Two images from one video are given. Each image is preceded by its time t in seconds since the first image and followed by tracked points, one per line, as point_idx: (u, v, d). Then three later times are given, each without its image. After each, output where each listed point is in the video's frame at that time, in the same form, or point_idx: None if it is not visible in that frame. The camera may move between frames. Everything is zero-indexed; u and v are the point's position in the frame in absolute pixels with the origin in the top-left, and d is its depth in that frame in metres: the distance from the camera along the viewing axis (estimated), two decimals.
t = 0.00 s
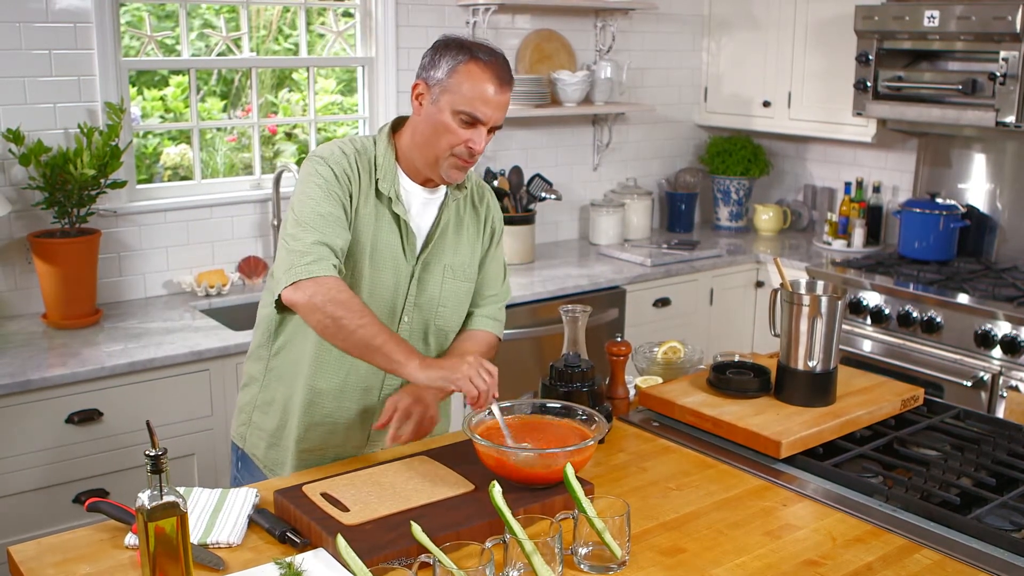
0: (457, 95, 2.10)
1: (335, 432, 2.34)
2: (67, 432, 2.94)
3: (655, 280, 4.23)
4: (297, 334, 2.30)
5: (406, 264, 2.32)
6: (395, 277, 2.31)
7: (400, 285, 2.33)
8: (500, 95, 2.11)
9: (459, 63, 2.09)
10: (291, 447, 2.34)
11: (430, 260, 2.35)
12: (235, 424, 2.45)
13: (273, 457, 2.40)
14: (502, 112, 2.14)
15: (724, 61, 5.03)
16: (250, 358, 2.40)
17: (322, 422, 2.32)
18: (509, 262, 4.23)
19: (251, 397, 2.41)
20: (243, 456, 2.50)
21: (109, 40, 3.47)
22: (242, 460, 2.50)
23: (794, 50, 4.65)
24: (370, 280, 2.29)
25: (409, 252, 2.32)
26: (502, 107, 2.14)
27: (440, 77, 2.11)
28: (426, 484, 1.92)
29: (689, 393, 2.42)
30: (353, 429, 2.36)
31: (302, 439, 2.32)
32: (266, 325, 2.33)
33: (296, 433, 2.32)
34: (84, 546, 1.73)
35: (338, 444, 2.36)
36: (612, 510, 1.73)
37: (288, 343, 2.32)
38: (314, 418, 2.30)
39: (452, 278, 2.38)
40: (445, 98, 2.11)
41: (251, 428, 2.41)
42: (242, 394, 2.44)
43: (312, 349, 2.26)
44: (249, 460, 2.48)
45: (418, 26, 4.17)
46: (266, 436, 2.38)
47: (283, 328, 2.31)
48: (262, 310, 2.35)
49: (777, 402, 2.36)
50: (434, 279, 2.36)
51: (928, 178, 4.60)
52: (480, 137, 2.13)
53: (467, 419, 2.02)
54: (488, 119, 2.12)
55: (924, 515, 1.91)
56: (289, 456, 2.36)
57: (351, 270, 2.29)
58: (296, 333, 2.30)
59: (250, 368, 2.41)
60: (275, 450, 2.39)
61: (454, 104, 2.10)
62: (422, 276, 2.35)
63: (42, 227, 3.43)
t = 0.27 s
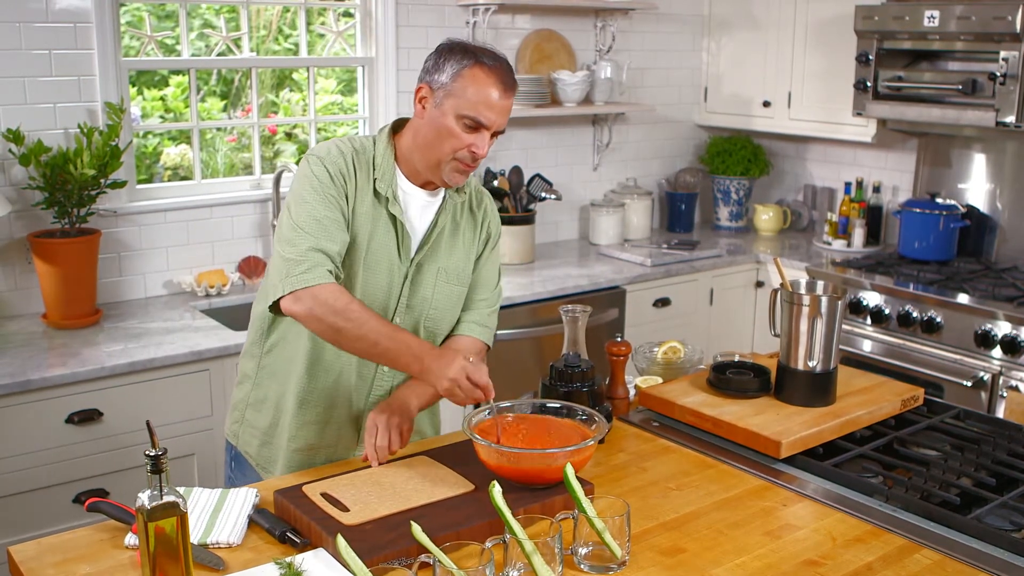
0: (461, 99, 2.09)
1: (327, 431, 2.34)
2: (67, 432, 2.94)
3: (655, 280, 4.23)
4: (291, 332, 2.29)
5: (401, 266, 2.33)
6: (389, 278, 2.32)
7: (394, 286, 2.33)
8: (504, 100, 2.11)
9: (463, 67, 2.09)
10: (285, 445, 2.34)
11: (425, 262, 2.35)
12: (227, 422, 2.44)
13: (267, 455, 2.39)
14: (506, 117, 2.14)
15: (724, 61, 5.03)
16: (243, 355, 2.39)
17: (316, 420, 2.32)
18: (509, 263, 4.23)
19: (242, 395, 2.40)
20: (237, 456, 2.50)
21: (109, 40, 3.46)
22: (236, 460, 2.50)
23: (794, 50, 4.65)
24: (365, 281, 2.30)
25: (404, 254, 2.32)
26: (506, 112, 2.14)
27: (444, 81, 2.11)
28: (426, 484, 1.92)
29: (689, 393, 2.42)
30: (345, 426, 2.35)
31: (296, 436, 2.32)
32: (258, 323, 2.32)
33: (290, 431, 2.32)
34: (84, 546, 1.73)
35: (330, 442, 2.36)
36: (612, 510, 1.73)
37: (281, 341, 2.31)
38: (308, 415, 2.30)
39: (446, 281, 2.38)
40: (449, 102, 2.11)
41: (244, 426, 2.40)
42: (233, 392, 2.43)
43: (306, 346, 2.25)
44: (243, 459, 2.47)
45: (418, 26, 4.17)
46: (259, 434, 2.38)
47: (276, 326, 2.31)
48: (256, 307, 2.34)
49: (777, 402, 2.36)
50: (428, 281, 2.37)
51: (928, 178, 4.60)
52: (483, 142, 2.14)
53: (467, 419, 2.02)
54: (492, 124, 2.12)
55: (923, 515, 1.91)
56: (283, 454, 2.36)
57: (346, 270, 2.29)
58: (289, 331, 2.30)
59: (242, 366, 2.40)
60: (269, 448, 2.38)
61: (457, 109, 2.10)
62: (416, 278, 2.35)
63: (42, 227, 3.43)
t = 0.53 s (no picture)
0: (455, 98, 2.09)
1: (323, 432, 2.34)
2: (67, 432, 2.94)
3: (655, 280, 4.23)
4: (286, 331, 2.30)
5: (395, 266, 2.33)
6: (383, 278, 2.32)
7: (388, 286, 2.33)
8: (498, 99, 2.11)
9: (457, 67, 2.09)
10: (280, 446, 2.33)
11: (419, 262, 2.35)
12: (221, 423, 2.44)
13: (263, 455, 2.38)
14: (501, 116, 2.14)
15: (724, 61, 5.03)
16: (238, 355, 2.39)
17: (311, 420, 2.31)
18: (509, 262, 4.23)
19: (237, 395, 2.39)
20: (230, 457, 2.48)
21: (109, 41, 3.47)
22: (229, 461, 2.48)
23: (794, 50, 4.65)
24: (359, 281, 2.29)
25: (398, 254, 2.32)
26: (500, 110, 2.13)
27: (438, 81, 2.11)
28: (426, 484, 1.92)
29: (689, 393, 2.42)
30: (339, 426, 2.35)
31: (292, 437, 2.31)
32: (253, 322, 2.33)
33: (286, 431, 2.31)
34: (84, 546, 1.73)
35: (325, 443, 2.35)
36: (612, 510, 1.73)
37: (276, 339, 2.32)
38: (304, 415, 2.30)
39: (440, 281, 2.38)
40: (444, 101, 2.11)
41: (238, 426, 2.39)
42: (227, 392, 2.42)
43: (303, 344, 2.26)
44: (236, 460, 2.46)
45: (418, 26, 4.17)
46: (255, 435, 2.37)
47: (271, 325, 2.31)
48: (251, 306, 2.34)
49: (777, 403, 2.36)
50: (423, 281, 2.36)
51: (928, 178, 4.60)
52: (478, 141, 2.14)
53: (467, 419, 2.02)
54: (487, 123, 2.12)
55: (923, 515, 1.91)
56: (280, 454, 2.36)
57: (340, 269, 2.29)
58: (284, 329, 2.30)
59: (237, 366, 2.39)
60: (265, 449, 2.38)
61: (452, 109, 2.10)
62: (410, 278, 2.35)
63: (42, 227, 3.43)
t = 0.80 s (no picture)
0: (452, 99, 2.09)
1: (321, 435, 2.34)
2: (67, 432, 2.94)
3: (655, 280, 4.23)
4: (284, 333, 2.30)
5: (391, 268, 2.33)
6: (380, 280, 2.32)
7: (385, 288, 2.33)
8: (495, 99, 2.11)
9: (454, 68, 2.09)
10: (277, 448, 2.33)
11: (416, 264, 2.36)
12: (216, 425, 2.43)
13: (260, 458, 2.39)
14: (497, 117, 2.14)
15: (724, 61, 5.03)
16: (233, 357, 2.38)
17: (309, 423, 2.31)
18: (509, 262, 4.23)
19: (233, 397, 2.39)
20: (225, 458, 2.47)
21: (109, 41, 3.46)
22: (224, 463, 2.48)
23: (794, 50, 4.65)
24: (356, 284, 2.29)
25: (395, 256, 2.32)
26: (497, 112, 2.14)
27: (435, 82, 2.11)
28: (426, 484, 1.92)
29: (689, 393, 2.42)
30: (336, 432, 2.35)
31: (289, 440, 2.31)
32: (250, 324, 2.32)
33: (283, 434, 2.31)
34: (83, 546, 1.73)
35: (322, 448, 2.35)
36: (612, 510, 1.73)
37: (273, 341, 2.32)
38: (301, 419, 2.30)
39: (437, 283, 2.38)
40: (441, 102, 2.11)
41: (234, 428, 2.39)
42: (223, 394, 2.42)
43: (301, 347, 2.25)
44: (231, 461, 2.45)
45: (418, 26, 4.17)
46: (252, 437, 2.37)
47: (268, 327, 2.31)
48: (247, 307, 2.34)
49: (778, 402, 2.36)
50: (419, 283, 2.37)
51: (928, 178, 4.60)
52: (475, 142, 2.14)
53: (467, 419, 2.02)
54: (484, 124, 2.12)
55: (923, 515, 1.91)
56: (277, 457, 2.36)
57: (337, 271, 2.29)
58: (280, 332, 2.30)
59: (233, 368, 2.39)
60: (262, 451, 2.38)
61: (449, 110, 2.10)
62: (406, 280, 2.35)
63: (42, 227, 3.43)
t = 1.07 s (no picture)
0: (451, 102, 2.09)
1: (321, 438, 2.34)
2: (67, 432, 2.94)
3: (655, 280, 4.23)
4: (282, 336, 2.30)
5: (390, 270, 2.33)
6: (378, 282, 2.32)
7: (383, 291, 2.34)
8: (494, 102, 2.11)
9: (453, 71, 2.09)
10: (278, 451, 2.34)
11: (414, 266, 2.36)
12: (214, 426, 2.43)
13: (260, 459, 2.39)
14: (496, 120, 2.15)
15: (724, 61, 5.03)
16: (231, 359, 2.38)
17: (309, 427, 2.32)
18: (509, 262, 4.23)
19: (231, 399, 2.38)
20: (223, 459, 2.47)
21: (109, 41, 3.46)
22: (222, 465, 2.48)
23: (794, 50, 4.65)
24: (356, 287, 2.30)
25: (393, 259, 2.33)
26: (496, 114, 2.14)
27: (435, 85, 2.11)
28: (426, 484, 1.92)
29: (689, 393, 2.42)
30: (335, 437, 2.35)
31: (289, 443, 2.32)
32: (247, 326, 2.32)
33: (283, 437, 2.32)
34: (84, 546, 1.73)
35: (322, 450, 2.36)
36: (612, 510, 1.73)
37: (271, 344, 2.31)
38: (301, 423, 2.30)
39: (435, 285, 2.39)
40: (440, 105, 2.11)
41: (233, 430, 2.39)
42: (221, 396, 2.42)
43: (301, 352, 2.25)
44: (230, 462, 2.45)
45: (418, 26, 4.18)
46: (251, 439, 2.37)
47: (266, 330, 2.30)
48: (245, 311, 2.33)
49: (777, 402, 2.36)
50: (418, 285, 2.37)
51: (928, 178, 4.60)
52: (473, 145, 2.15)
53: (467, 419, 2.02)
54: (483, 127, 2.12)
55: (923, 515, 1.91)
56: (277, 459, 2.37)
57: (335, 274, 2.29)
58: (278, 336, 2.30)
59: (230, 370, 2.38)
60: (262, 453, 2.39)
61: (449, 112, 2.10)
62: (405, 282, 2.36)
63: (42, 227, 3.43)
